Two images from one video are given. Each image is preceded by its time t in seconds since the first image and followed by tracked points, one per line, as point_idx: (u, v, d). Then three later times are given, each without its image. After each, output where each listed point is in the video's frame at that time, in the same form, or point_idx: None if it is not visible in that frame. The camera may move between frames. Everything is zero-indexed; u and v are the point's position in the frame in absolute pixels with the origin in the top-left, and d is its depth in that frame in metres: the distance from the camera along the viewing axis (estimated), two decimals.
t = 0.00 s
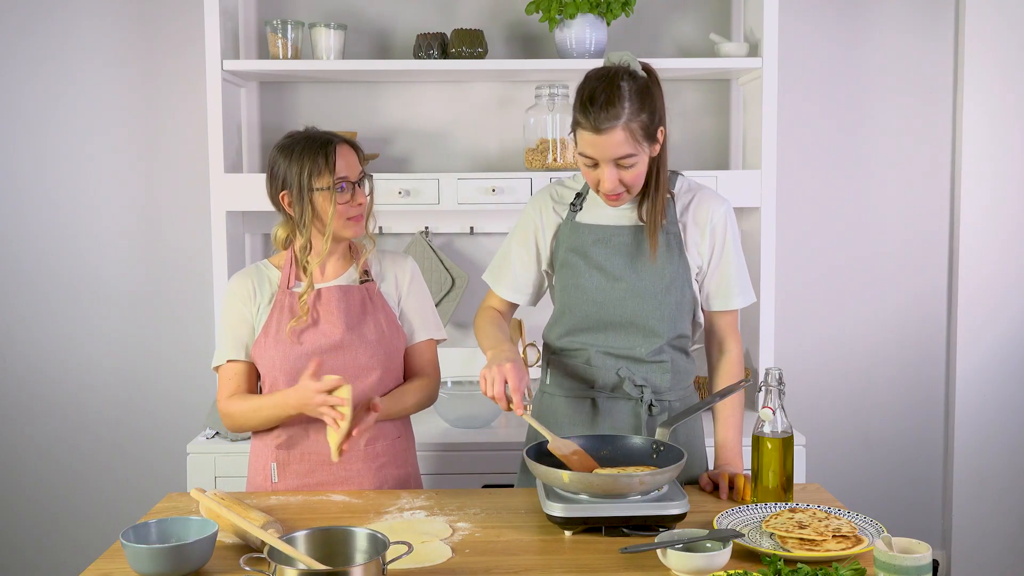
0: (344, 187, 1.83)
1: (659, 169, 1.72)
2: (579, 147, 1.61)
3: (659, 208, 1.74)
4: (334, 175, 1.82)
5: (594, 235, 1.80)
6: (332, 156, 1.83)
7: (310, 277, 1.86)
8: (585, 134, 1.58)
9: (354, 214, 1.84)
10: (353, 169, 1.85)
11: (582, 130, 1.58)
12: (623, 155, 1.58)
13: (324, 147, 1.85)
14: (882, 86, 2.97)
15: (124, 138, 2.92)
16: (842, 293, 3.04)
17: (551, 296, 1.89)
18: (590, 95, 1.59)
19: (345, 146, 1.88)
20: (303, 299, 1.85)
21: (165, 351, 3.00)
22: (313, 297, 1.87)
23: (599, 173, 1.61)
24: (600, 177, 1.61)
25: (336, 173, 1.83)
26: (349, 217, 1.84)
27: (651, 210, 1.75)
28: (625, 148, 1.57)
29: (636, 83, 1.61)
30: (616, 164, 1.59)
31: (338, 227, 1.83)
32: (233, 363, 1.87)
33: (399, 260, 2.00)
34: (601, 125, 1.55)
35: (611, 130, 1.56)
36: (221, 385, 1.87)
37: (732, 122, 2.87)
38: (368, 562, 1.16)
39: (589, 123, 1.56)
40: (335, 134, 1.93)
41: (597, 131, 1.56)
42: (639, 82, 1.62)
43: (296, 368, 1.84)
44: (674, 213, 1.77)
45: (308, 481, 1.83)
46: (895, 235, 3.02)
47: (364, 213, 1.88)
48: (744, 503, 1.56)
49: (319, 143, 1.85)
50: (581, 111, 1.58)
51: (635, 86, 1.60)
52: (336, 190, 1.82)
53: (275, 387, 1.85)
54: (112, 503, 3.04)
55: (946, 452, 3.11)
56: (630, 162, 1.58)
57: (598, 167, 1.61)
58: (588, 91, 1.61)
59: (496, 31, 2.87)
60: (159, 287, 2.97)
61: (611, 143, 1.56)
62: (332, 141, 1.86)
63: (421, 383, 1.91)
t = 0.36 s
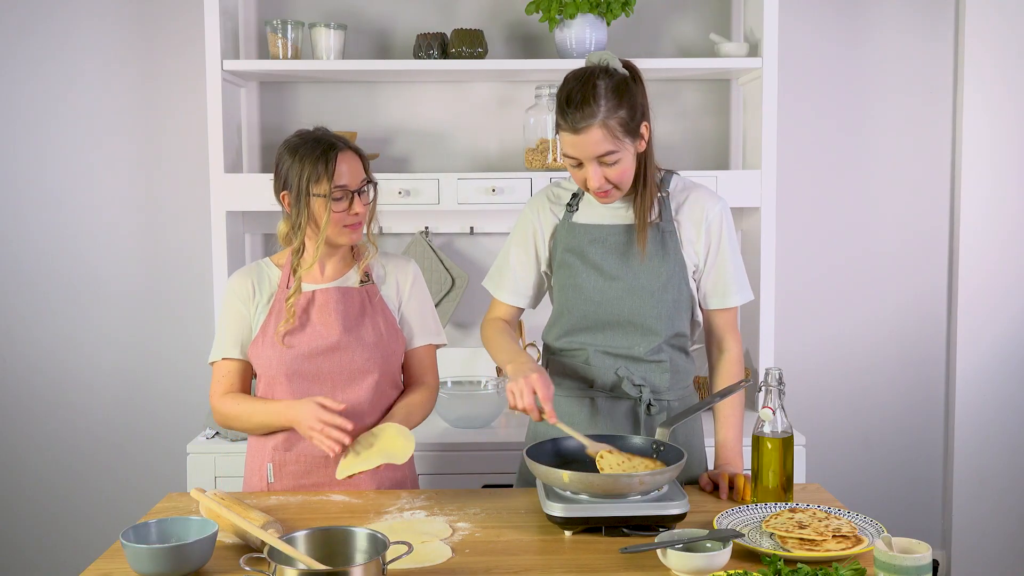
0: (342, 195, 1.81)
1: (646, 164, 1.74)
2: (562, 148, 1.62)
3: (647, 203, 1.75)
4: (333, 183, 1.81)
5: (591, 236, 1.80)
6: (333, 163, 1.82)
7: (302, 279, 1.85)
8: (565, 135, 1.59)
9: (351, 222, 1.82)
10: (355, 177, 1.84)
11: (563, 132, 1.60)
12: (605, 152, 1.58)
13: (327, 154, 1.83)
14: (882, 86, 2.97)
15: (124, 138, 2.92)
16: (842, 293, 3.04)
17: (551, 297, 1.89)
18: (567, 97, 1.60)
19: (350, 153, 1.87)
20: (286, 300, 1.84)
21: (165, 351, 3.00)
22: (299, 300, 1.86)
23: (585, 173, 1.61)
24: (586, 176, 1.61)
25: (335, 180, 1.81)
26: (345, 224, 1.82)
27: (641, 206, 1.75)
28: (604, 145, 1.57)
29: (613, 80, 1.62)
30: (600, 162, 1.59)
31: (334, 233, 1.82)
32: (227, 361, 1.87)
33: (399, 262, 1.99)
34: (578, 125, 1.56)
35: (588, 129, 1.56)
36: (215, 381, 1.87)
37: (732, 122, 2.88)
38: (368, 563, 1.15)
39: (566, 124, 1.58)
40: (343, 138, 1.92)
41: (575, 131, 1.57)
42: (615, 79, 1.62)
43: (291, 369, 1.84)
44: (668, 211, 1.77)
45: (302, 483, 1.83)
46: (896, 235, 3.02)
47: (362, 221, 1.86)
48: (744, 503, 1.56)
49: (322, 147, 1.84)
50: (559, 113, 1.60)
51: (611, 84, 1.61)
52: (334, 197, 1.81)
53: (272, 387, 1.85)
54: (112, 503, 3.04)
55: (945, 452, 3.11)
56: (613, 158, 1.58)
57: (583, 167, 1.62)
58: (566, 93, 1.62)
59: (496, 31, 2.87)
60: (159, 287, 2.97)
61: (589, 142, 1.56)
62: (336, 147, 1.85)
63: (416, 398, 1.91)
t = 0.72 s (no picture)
0: (338, 195, 1.81)
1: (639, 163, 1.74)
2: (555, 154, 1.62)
3: (642, 202, 1.74)
4: (328, 183, 1.80)
5: (592, 236, 1.80)
6: (329, 161, 1.81)
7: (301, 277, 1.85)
8: (555, 141, 1.59)
9: (348, 222, 1.82)
10: (352, 177, 1.83)
11: (554, 139, 1.60)
12: (596, 153, 1.58)
13: (323, 152, 1.82)
14: (882, 86, 2.97)
15: (124, 138, 2.92)
16: (842, 293, 3.04)
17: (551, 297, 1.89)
18: (553, 103, 1.61)
19: (348, 151, 1.86)
20: (297, 301, 1.85)
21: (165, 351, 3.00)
22: (307, 300, 1.87)
23: (580, 175, 1.62)
24: (581, 178, 1.62)
25: (332, 180, 1.80)
26: (342, 225, 1.82)
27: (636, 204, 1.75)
28: (593, 147, 1.57)
29: (597, 81, 1.62)
30: (591, 164, 1.59)
31: (330, 232, 1.82)
32: (233, 359, 1.87)
33: (400, 262, 1.99)
34: (566, 130, 1.57)
35: (575, 133, 1.57)
36: (222, 380, 1.87)
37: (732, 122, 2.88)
38: (368, 562, 1.16)
39: (556, 131, 1.59)
40: (341, 136, 1.91)
41: (564, 136, 1.57)
42: (599, 81, 1.62)
43: (291, 368, 1.84)
44: (668, 210, 1.77)
45: (301, 483, 1.83)
46: (896, 235, 3.02)
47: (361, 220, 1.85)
48: (744, 503, 1.56)
49: (319, 146, 1.83)
50: (548, 121, 1.61)
51: (595, 86, 1.61)
52: (331, 197, 1.80)
53: (272, 387, 1.85)
54: (112, 503, 3.04)
55: (945, 452, 3.11)
56: (605, 159, 1.58)
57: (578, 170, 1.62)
58: (552, 99, 1.62)
59: (496, 31, 2.87)
60: (159, 287, 2.97)
61: (579, 145, 1.57)
62: (333, 146, 1.84)
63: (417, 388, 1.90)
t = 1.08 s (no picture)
0: (336, 194, 1.80)
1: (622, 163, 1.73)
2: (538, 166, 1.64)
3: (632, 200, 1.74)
4: (327, 182, 1.80)
5: (590, 232, 1.80)
6: (328, 160, 1.81)
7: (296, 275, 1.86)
8: (534, 155, 1.61)
9: (344, 223, 1.82)
10: (350, 177, 1.82)
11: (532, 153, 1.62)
12: (574, 163, 1.58)
13: (323, 150, 1.82)
14: (882, 87, 2.97)
15: (124, 138, 2.92)
16: (842, 293, 3.04)
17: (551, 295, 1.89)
18: (528, 117, 1.62)
19: (349, 151, 1.85)
20: (286, 297, 1.86)
21: (165, 351, 3.00)
22: (298, 298, 1.87)
23: (563, 185, 1.63)
24: (564, 188, 1.63)
25: (330, 180, 1.80)
26: (337, 224, 1.82)
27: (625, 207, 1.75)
28: (569, 158, 1.58)
29: (569, 91, 1.62)
30: (571, 173, 1.60)
31: (326, 232, 1.82)
32: (232, 361, 1.88)
33: (401, 262, 1.98)
34: (539, 145, 1.58)
35: (550, 146, 1.57)
36: (222, 383, 1.88)
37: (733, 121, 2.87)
38: (368, 562, 1.16)
39: (531, 146, 1.60)
40: (342, 136, 1.90)
41: (539, 150, 1.59)
42: (572, 90, 1.62)
43: (291, 367, 1.85)
44: (664, 207, 1.77)
45: (302, 483, 1.83)
46: (896, 236, 3.02)
47: (359, 221, 1.85)
48: (744, 503, 1.56)
49: (320, 145, 1.83)
50: (525, 136, 1.62)
51: (567, 97, 1.60)
52: (328, 198, 1.80)
53: (272, 387, 1.85)
54: (113, 504, 3.04)
55: (946, 452, 3.11)
56: (584, 167, 1.59)
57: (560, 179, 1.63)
58: (528, 113, 1.63)
59: (496, 31, 2.87)
60: (159, 287, 2.97)
61: (554, 158, 1.58)
62: (332, 145, 1.83)
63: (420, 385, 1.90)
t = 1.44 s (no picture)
0: (338, 199, 1.80)
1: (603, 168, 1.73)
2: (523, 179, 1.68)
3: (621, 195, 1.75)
4: (330, 186, 1.79)
5: (588, 231, 1.80)
6: (333, 165, 1.80)
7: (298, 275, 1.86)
8: (515, 171, 1.65)
9: (346, 226, 1.82)
10: (353, 182, 1.82)
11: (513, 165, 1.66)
12: (553, 174, 1.62)
13: (328, 154, 1.81)
14: (882, 87, 2.97)
15: (124, 138, 2.92)
16: (842, 294, 3.04)
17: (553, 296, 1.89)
18: (506, 134, 1.66)
19: (352, 155, 1.85)
20: (287, 298, 1.85)
21: (165, 351, 3.00)
22: (299, 299, 1.87)
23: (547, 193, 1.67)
24: (548, 196, 1.67)
25: (333, 185, 1.80)
26: (339, 229, 1.81)
27: (611, 208, 1.75)
28: (545, 171, 1.61)
29: (544, 106, 1.64)
30: (551, 184, 1.63)
31: (328, 236, 1.82)
32: (232, 361, 1.89)
33: (403, 262, 1.98)
34: (516, 161, 1.62)
35: (525, 162, 1.61)
36: (221, 383, 1.89)
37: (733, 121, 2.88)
38: (368, 563, 1.15)
39: (510, 161, 1.64)
40: (346, 138, 1.90)
41: (518, 165, 1.63)
42: (545, 106, 1.65)
43: (292, 368, 1.85)
44: (657, 205, 1.77)
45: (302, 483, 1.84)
46: (896, 236, 3.02)
47: (360, 225, 1.85)
48: (743, 503, 1.56)
49: (325, 149, 1.83)
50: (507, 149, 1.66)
51: (539, 112, 1.63)
52: (330, 202, 1.80)
53: (272, 386, 1.86)
54: (113, 504, 3.04)
55: (946, 452, 3.11)
56: (563, 177, 1.62)
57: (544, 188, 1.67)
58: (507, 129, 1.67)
59: (496, 31, 2.87)
60: (160, 287, 2.97)
61: (531, 173, 1.62)
62: (335, 150, 1.83)
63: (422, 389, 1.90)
